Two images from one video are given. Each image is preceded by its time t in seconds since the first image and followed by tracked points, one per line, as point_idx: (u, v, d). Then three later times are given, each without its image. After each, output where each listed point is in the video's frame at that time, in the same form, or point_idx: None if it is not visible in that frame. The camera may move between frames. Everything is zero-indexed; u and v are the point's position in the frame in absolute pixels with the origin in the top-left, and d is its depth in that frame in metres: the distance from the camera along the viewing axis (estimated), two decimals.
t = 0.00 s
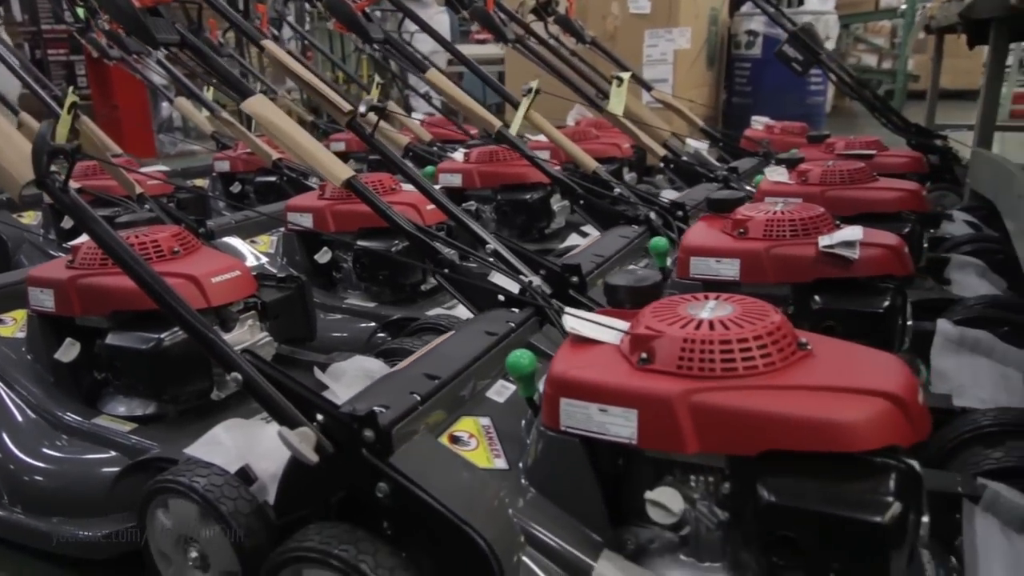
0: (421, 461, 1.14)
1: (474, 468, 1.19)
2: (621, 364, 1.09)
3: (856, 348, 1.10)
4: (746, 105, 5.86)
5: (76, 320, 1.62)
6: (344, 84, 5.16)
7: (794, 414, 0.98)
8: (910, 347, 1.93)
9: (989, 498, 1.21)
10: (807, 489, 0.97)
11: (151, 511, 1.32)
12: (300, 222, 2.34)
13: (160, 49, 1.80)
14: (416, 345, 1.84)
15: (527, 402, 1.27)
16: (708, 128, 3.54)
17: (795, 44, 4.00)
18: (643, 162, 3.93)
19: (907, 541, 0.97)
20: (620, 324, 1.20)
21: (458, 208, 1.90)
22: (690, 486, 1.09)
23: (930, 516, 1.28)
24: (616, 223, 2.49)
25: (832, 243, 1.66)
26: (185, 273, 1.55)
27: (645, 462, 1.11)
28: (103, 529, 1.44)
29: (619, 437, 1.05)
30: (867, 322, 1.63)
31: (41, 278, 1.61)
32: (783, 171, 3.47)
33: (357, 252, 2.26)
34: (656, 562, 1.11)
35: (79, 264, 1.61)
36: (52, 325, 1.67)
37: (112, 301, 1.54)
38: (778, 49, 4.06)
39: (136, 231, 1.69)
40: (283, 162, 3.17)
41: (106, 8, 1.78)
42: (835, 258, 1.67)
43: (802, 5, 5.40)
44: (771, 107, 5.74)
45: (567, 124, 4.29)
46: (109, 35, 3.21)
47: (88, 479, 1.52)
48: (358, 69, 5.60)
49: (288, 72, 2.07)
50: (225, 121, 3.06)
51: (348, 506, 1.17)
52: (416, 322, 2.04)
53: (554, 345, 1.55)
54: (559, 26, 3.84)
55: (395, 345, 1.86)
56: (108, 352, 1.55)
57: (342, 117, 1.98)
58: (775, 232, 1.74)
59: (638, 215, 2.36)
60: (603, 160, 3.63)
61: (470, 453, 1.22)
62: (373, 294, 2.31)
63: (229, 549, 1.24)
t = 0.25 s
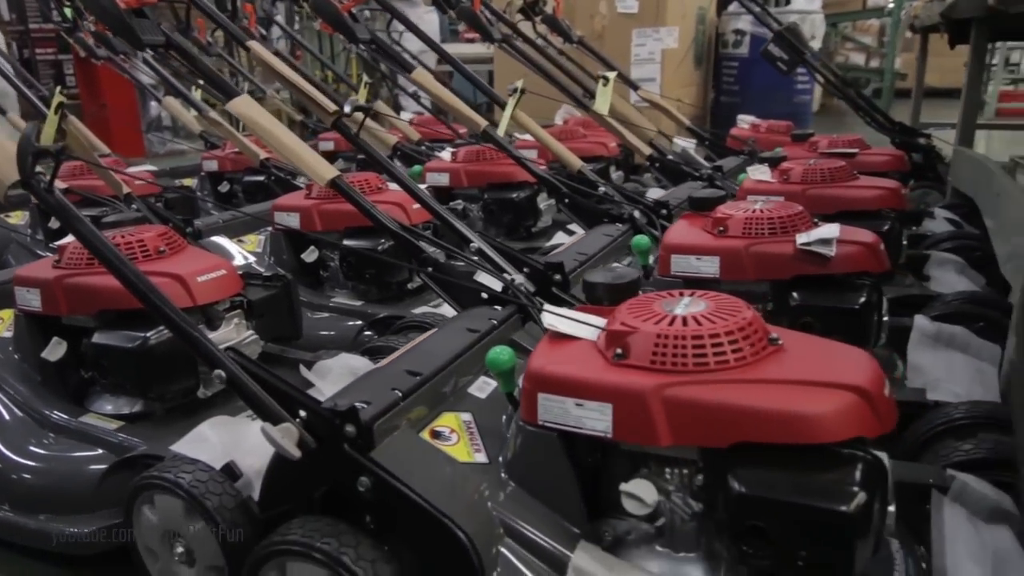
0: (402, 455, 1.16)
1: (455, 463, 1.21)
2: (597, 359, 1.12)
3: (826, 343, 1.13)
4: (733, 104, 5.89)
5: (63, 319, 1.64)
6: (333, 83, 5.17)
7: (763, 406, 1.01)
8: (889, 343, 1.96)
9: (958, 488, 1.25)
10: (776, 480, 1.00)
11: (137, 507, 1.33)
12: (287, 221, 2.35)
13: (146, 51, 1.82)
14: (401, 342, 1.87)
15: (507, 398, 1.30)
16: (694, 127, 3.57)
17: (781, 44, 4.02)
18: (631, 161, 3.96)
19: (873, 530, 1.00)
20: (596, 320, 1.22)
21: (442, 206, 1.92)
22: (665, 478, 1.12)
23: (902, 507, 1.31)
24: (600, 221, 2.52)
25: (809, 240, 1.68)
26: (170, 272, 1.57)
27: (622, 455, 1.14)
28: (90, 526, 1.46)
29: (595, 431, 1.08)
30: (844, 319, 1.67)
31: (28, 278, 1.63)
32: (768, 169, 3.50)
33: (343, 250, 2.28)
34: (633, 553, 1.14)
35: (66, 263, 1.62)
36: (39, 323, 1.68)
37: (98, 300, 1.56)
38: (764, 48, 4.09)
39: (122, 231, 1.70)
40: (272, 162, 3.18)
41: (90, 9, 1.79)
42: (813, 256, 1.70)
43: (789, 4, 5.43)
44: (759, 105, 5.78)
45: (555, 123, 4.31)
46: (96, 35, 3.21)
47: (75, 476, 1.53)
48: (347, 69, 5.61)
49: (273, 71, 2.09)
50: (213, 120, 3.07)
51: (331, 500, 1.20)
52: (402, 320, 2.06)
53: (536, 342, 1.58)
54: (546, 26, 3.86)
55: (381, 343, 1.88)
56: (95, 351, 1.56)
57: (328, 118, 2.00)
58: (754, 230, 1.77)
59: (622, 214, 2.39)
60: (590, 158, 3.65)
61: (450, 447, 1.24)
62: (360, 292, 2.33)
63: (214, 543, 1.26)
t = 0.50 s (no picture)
0: (385, 448, 1.18)
1: (437, 455, 1.24)
2: (575, 352, 1.15)
3: (796, 336, 1.16)
4: (720, 101, 5.93)
5: (50, 317, 1.65)
6: (321, 81, 5.17)
7: (734, 397, 1.04)
8: (866, 336, 1.99)
9: (927, 476, 1.29)
10: (747, 469, 1.03)
11: (125, 502, 1.36)
12: (274, 219, 2.37)
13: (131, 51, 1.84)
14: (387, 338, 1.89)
15: (488, 392, 1.32)
16: (678, 124, 3.60)
17: (765, 41, 4.06)
18: (617, 158, 3.99)
19: (841, 516, 1.04)
20: (574, 315, 1.25)
21: (427, 204, 1.94)
22: (641, 468, 1.15)
23: (873, 496, 1.35)
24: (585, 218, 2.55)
25: (786, 236, 1.72)
26: (156, 269, 1.59)
27: (599, 446, 1.17)
28: (78, 521, 1.48)
29: (573, 422, 1.11)
30: (820, 313, 1.72)
31: (15, 277, 1.64)
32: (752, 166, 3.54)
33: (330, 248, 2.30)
34: (610, 542, 1.17)
35: (53, 262, 1.64)
36: (27, 322, 1.70)
37: (85, 298, 1.58)
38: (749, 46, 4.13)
39: (109, 229, 1.72)
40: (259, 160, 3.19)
41: (76, 9, 1.80)
42: (790, 251, 1.73)
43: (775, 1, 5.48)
44: (745, 103, 5.81)
45: (543, 121, 4.34)
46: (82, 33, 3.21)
47: (64, 472, 1.55)
48: (336, 66, 5.61)
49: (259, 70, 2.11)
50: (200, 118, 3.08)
51: (316, 492, 1.22)
52: (388, 316, 2.09)
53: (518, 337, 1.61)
54: (533, 24, 3.88)
55: (367, 339, 1.90)
56: (82, 348, 1.58)
57: (314, 117, 2.02)
58: (733, 226, 1.80)
59: (606, 210, 2.42)
60: (577, 156, 3.68)
61: (433, 440, 1.27)
62: (347, 290, 2.35)
63: (200, 536, 1.28)
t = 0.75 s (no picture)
0: (369, 441, 1.20)
1: (421, 448, 1.25)
2: (555, 345, 1.17)
3: (771, 328, 1.18)
4: (707, 98, 5.96)
5: (35, 315, 1.66)
6: (309, 79, 5.17)
7: (710, 387, 1.06)
8: (847, 329, 2.02)
9: (902, 465, 1.31)
10: (724, 459, 1.05)
11: (111, 497, 1.37)
12: (260, 216, 2.38)
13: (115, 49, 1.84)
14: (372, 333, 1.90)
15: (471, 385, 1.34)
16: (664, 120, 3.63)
17: (750, 38, 4.09)
18: (604, 155, 4.01)
19: (815, 504, 1.06)
20: (556, 309, 1.26)
21: (412, 201, 1.96)
22: (621, 458, 1.16)
23: (850, 485, 1.37)
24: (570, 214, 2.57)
25: (766, 231, 1.74)
26: (141, 266, 1.60)
27: (580, 437, 1.19)
28: (64, 517, 1.49)
29: (553, 414, 1.12)
30: (799, 308, 1.74)
31: None
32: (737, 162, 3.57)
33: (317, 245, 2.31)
34: (592, 532, 1.19)
35: (38, 259, 1.64)
36: (12, 319, 1.70)
37: (70, 294, 1.58)
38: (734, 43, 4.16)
39: (94, 226, 1.72)
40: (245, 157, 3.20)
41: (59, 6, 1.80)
42: (770, 245, 1.76)
43: None
44: (732, 100, 5.85)
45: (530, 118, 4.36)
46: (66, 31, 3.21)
47: (49, 468, 1.55)
48: (324, 64, 5.61)
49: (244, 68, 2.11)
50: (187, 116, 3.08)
51: (300, 485, 1.23)
52: (374, 312, 2.10)
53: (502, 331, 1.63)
54: (520, 22, 3.90)
55: (353, 336, 1.91)
56: (67, 344, 1.58)
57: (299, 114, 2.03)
58: (714, 222, 1.82)
59: (591, 206, 2.44)
60: (563, 153, 3.70)
61: (416, 433, 1.28)
62: (334, 286, 2.36)
63: (186, 530, 1.29)
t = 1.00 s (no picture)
0: (355, 436, 1.20)
1: (407, 443, 1.26)
2: (540, 339, 1.17)
3: (753, 321, 1.20)
4: (694, 94, 5.98)
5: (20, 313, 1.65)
6: (296, 75, 5.16)
7: (693, 380, 1.07)
8: (831, 322, 2.04)
9: (883, 456, 1.32)
10: (707, 451, 1.06)
11: (98, 495, 1.36)
12: (246, 213, 2.38)
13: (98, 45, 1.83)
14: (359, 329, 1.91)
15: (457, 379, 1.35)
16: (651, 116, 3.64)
17: (737, 35, 4.11)
18: (591, 151, 4.02)
19: (797, 495, 1.07)
20: (540, 304, 1.27)
21: (399, 196, 1.96)
22: (606, 451, 1.17)
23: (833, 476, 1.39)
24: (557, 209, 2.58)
25: (751, 225, 1.75)
26: (126, 263, 1.59)
27: (565, 430, 1.19)
28: (50, 514, 1.48)
29: (538, 407, 1.13)
30: (784, 301, 1.76)
31: None
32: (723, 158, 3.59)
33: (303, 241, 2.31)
34: (577, 524, 1.20)
35: (22, 257, 1.64)
36: None
37: (55, 292, 1.58)
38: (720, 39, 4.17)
39: (79, 224, 1.72)
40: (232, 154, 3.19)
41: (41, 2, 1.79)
42: (754, 240, 1.77)
43: None
44: (719, 95, 5.87)
45: (517, 114, 4.36)
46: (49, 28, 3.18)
47: (35, 466, 1.55)
48: (310, 61, 5.58)
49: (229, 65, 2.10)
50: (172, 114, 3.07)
51: (287, 481, 1.24)
52: (361, 308, 2.10)
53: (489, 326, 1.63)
54: (507, 18, 3.90)
55: (340, 332, 1.91)
56: (52, 342, 1.58)
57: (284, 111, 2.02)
58: (699, 216, 1.84)
59: (578, 201, 2.45)
60: (551, 148, 3.71)
61: (402, 428, 1.29)
62: (321, 283, 2.36)
63: (173, 527, 1.29)
